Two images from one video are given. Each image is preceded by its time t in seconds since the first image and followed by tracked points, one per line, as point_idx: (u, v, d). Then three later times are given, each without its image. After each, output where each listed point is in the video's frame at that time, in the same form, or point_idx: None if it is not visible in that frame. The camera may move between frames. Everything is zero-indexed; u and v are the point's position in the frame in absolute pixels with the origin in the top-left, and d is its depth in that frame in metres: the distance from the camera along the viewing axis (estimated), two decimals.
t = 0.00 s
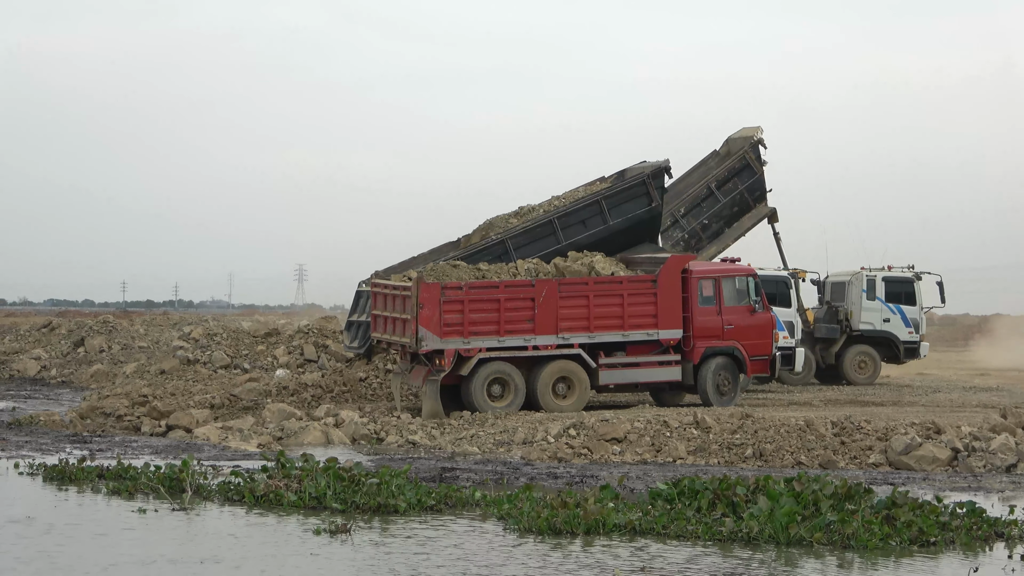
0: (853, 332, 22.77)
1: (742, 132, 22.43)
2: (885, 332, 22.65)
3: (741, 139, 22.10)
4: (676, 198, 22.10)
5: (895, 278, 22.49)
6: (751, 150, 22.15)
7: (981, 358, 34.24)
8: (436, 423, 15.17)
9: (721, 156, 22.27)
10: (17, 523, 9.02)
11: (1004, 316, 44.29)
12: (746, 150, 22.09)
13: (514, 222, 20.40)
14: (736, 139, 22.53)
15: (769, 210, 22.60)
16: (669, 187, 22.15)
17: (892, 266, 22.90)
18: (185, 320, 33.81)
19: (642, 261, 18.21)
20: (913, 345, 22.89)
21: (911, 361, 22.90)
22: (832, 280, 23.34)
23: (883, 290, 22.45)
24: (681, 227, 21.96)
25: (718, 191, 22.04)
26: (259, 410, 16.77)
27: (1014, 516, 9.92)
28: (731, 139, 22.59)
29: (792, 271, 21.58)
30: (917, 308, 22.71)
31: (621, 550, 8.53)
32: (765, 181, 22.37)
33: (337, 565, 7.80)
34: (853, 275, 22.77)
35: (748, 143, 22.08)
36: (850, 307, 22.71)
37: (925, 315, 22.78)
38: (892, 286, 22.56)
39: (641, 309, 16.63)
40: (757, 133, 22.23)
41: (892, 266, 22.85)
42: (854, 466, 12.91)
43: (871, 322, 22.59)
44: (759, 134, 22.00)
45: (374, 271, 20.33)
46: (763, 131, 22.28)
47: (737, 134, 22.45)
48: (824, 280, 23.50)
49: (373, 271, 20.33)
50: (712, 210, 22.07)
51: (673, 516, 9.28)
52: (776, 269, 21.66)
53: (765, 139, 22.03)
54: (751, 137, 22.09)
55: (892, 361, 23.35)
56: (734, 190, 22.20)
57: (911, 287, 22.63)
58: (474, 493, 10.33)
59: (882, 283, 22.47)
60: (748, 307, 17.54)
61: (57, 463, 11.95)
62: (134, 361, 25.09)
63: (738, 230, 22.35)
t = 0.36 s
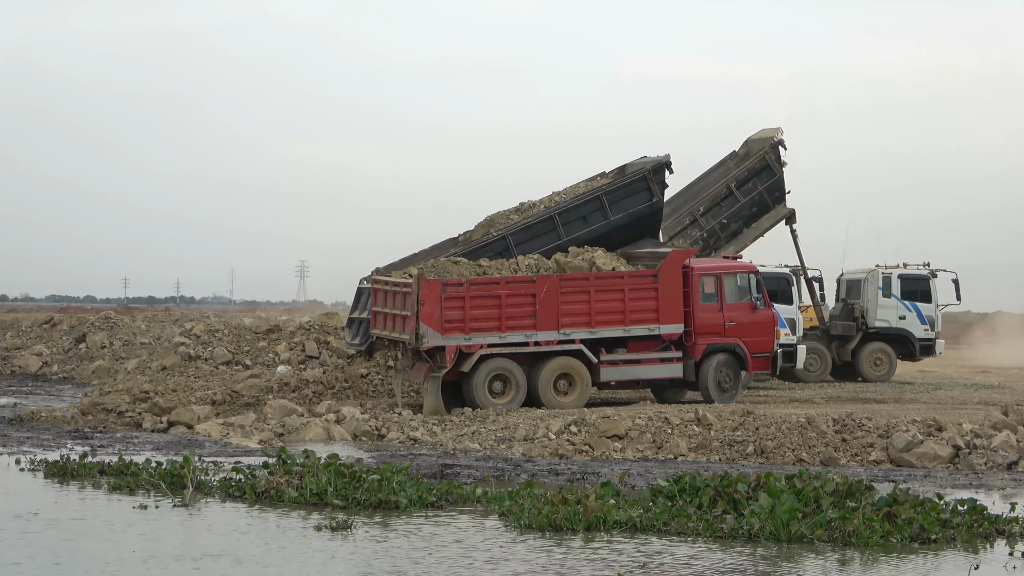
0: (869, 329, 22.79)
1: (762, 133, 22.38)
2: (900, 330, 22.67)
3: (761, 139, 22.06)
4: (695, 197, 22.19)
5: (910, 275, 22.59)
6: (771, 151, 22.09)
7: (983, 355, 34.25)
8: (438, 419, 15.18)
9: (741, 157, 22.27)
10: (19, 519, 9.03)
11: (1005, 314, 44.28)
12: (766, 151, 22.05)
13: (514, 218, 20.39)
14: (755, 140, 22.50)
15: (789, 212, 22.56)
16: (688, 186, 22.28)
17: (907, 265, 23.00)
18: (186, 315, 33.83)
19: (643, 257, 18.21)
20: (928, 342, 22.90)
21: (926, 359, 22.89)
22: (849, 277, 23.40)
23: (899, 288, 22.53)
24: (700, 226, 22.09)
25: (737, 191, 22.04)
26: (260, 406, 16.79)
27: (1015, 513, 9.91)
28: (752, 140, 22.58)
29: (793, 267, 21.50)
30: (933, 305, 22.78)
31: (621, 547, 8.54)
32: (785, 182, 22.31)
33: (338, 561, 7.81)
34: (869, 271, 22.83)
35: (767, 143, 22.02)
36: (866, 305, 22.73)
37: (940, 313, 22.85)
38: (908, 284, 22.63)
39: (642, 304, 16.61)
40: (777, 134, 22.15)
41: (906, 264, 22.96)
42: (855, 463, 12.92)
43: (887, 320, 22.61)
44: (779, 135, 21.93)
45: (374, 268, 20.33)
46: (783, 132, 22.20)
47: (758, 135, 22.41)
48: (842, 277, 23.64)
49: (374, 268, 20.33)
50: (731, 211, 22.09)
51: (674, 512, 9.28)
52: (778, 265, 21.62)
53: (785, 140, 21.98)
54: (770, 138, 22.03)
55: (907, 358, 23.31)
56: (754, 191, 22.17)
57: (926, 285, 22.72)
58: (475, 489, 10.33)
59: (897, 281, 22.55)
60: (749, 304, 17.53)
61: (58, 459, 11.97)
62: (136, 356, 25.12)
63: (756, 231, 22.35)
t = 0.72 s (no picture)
0: (884, 327, 22.86)
1: (782, 134, 22.42)
2: (915, 327, 22.65)
3: (782, 140, 22.07)
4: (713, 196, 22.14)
5: (925, 273, 22.54)
6: (790, 152, 22.13)
7: (984, 352, 34.24)
8: (439, 417, 15.18)
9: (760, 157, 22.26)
10: (20, 518, 9.03)
11: (1006, 311, 44.27)
12: (786, 152, 22.07)
13: (514, 215, 20.39)
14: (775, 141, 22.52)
15: (807, 213, 22.63)
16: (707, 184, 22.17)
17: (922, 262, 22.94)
18: (186, 314, 33.84)
19: (643, 253, 18.21)
20: (943, 340, 22.88)
21: (941, 356, 22.91)
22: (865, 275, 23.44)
23: (914, 285, 22.54)
24: (718, 225, 22.06)
25: (756, 192, 22.06)
26: (261, 405, 16.80)
27: (1016, 511, 9.90)
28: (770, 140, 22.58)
29: (792, 265, 21.28)
30: (948, 303, 22.71)
31: (622, 545, 8.54)
32: (804, 183, 22.38)
33: (339, 560, 7.80)
34: (884, 269, 22.89)
35: (788, 145, 22.05)
36: (881, 302, 22.77)
37: (954, 310, 22.76)
38: (922, 281, 22.59)
39: (642, 300, 16.61)
40: (798, 135, 22.19)
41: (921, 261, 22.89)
42: (856, 460, 12.92)
43: (902, 318, 22.61)
44: (800, 136, 21.96)
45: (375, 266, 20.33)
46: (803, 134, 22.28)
47: (777, 136, 22.43)
48: (856, 275, 23.71)
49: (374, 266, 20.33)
50: (749, 211, 22.12)
51: (675, 510, 9.27)
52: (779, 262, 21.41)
53: (806, 142, 22.05)
54: (791, 139, 22.07)
55: (921, 355, 23.33)
56: (772, 191, 22.20)
57: (941, 282, 22.65)
58: (476, 487, 10.32)
59: (912, 278, 22.55)
60: (750, 301, 17.52)
61: (59, 457, 11.97)
62: (137, 355, 25.13)
63: (773, 232, 22.43)
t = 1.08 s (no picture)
0: (899, 325, 22.91)
1: (801, 138, 22.60)
2: (930, 326, 22.71)
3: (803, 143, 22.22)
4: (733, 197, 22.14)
5: (941, 272, 22.62)
6: (810, 155, 22.29)
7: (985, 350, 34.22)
8: (439, 416, 15.18)
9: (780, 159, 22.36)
10: (21, 517, 9.03)
11: (1008, 309, 44.22)
12: (806, 155, 22.22)
13: (513, 213, 20.38)
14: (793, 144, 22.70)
15: (824, 217, 22.77)
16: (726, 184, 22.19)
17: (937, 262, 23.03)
18: (186, 313, 33.81)
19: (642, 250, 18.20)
20: (958, 338, 22.93)
21: (955, 355, 22.98)
22: (879, 273, 23.48)
23: (929, 284, 22.59)
24: (736, 226, 22.07)
25: (776, 193, 22.16)
26: (261, 404, 16.80)
27: (1016, 509, 9.89)
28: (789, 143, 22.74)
29: (792, 263, 21.26)
30: (963, 302, 22.79)
31: (622, 544, 8.52)
32: (822, 187, 22.55)
33: (339, 559, 7.79)
34: (899, 269, 22.92)
35: (808, 147, 22.21)
36: (896, 301, 22.84)
37: (969, 309, 22.84)
38: (938, 280, 22.67)
39: (642, 296, 16.62)
40: (817, 139, 22.41)
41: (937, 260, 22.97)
42: (856, 458, 12.91)
43: (917, 317, 22.67)
44: (821, 139, 22.13)
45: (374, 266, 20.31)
46: (822, 138, 22.47)
47: (796, 140, 22.61)
48: (871, 273, 23.68)
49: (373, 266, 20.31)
50: (768, 212, 22.19)
51: (675, 508, 9.27)
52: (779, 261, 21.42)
53: (825, 145, 22.25)
54: (811, 142, 22.24)
55: (937, 353, 23.41)
56: (791, 193, 22.32)
57: (956, 281, 22.74)
58: (476, 486, 10.33)
59: (927, 277, 22.63)
60: (750, 300, 17.51)
61: (60, 457, 11.96)
62: (137, 354, 25.12)
63: (791, 234, 22.53)
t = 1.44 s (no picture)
0: (915, 325, 22.97)
1: (821, 141, 22.80)
2: (946, 325, 22.80)
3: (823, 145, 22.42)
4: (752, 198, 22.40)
5: (956, 272, 22.72)
6: (830, 157, 22.48)
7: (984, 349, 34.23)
8: (438, 416, 15.17)
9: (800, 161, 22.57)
10: (20, 518, 9.02)
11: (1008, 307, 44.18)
12: (826, 158, 22.42)
13: (511, 212, 20.38)
14: (814, 147, 22.89)
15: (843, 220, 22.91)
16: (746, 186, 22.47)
17: (952, 261, 23.13)
18: (185, 313, 33.76)
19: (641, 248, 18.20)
20: (974, 338, 23.03)
21: (971, 354, 23.07)
22: (895, 273, 23.62)
23: (945, 284, 22.67)
24: (755, 227, 22.33)
25: (794, 195, 22.39)
26: (261, 404, 16.80)
27: (1016, 508, 9.90)
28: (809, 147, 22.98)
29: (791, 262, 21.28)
30: (979, 301, 22.90)
31: (621, 543, 8.51)
32: (841, 190, 22.72)
33: (339, 559, 7.79)
34: (915, 268, 23.05)
35: (828, 150, 22.40)
36: (912, 300, 22.94)
37: (985, 308, 22.95)
38: (954, 280, 22.77)
39: (641, 293, 16.62)
40: (837, 142, 22.58)
41: (954, 260, 23.07)
42: (856, 457, 12.91)
43: (933, 316, 22.78)
44: (840, 142, 22.31)
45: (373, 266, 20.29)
46: (842, 141, 22.65)
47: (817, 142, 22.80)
48: (887, 273, 23.85)
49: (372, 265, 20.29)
50: (787, 214, 22.43)
51: (675, 508, 9.27)
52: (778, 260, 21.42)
53: (845, 148, 22.46)
54: (831, 145, 22.43)
55: (953, 352, 23.50)
56: (810, 196, 22.53)
57: (972, 281, 22.84)
58: (476, 486, 10.33)
59: (943, 277, 22.73)
60: (749, 299, 17.52)
61: (59, 458, 11.95)
62: (137, 355, 25.11)
63: (809, 236, 22.75)
